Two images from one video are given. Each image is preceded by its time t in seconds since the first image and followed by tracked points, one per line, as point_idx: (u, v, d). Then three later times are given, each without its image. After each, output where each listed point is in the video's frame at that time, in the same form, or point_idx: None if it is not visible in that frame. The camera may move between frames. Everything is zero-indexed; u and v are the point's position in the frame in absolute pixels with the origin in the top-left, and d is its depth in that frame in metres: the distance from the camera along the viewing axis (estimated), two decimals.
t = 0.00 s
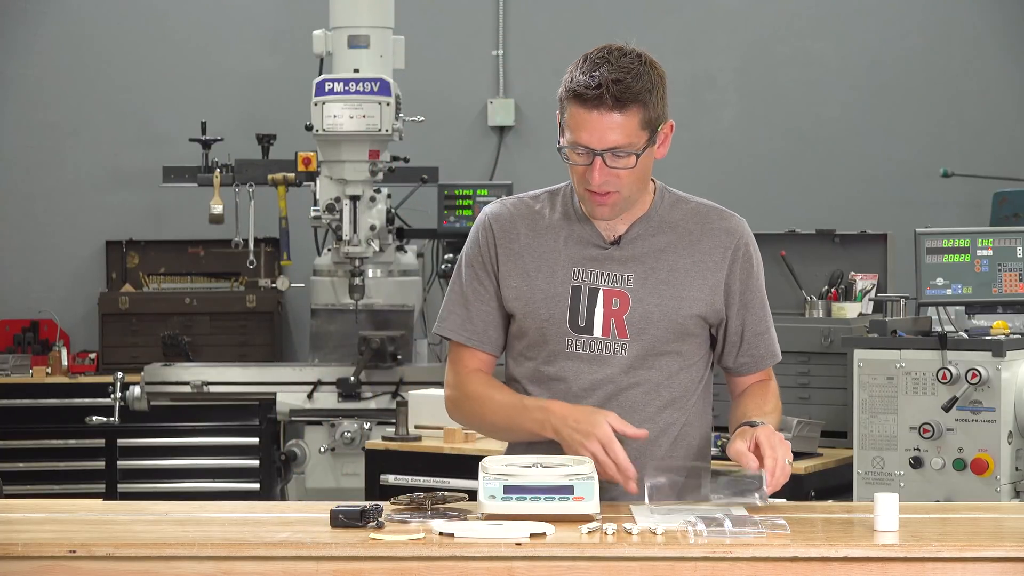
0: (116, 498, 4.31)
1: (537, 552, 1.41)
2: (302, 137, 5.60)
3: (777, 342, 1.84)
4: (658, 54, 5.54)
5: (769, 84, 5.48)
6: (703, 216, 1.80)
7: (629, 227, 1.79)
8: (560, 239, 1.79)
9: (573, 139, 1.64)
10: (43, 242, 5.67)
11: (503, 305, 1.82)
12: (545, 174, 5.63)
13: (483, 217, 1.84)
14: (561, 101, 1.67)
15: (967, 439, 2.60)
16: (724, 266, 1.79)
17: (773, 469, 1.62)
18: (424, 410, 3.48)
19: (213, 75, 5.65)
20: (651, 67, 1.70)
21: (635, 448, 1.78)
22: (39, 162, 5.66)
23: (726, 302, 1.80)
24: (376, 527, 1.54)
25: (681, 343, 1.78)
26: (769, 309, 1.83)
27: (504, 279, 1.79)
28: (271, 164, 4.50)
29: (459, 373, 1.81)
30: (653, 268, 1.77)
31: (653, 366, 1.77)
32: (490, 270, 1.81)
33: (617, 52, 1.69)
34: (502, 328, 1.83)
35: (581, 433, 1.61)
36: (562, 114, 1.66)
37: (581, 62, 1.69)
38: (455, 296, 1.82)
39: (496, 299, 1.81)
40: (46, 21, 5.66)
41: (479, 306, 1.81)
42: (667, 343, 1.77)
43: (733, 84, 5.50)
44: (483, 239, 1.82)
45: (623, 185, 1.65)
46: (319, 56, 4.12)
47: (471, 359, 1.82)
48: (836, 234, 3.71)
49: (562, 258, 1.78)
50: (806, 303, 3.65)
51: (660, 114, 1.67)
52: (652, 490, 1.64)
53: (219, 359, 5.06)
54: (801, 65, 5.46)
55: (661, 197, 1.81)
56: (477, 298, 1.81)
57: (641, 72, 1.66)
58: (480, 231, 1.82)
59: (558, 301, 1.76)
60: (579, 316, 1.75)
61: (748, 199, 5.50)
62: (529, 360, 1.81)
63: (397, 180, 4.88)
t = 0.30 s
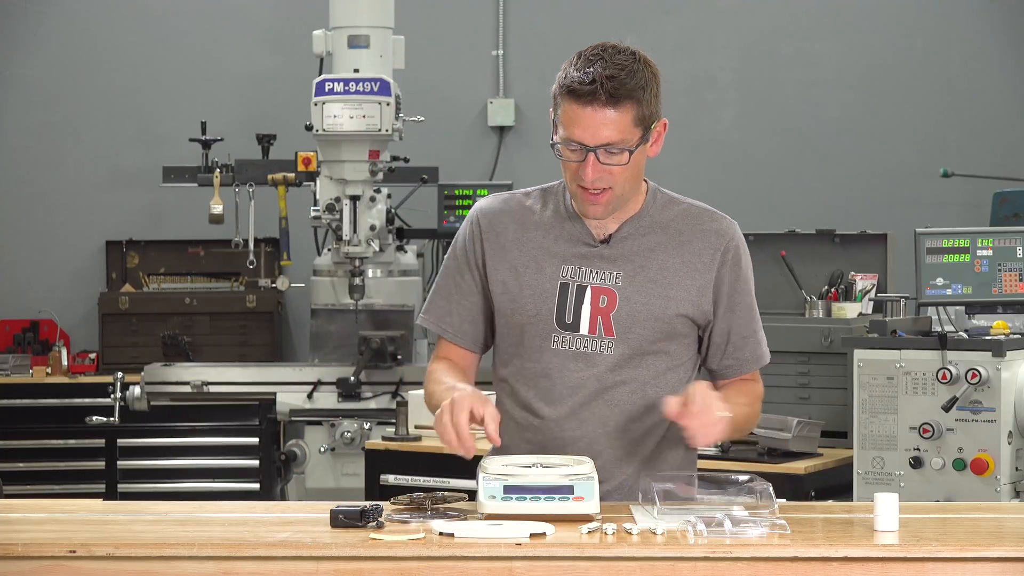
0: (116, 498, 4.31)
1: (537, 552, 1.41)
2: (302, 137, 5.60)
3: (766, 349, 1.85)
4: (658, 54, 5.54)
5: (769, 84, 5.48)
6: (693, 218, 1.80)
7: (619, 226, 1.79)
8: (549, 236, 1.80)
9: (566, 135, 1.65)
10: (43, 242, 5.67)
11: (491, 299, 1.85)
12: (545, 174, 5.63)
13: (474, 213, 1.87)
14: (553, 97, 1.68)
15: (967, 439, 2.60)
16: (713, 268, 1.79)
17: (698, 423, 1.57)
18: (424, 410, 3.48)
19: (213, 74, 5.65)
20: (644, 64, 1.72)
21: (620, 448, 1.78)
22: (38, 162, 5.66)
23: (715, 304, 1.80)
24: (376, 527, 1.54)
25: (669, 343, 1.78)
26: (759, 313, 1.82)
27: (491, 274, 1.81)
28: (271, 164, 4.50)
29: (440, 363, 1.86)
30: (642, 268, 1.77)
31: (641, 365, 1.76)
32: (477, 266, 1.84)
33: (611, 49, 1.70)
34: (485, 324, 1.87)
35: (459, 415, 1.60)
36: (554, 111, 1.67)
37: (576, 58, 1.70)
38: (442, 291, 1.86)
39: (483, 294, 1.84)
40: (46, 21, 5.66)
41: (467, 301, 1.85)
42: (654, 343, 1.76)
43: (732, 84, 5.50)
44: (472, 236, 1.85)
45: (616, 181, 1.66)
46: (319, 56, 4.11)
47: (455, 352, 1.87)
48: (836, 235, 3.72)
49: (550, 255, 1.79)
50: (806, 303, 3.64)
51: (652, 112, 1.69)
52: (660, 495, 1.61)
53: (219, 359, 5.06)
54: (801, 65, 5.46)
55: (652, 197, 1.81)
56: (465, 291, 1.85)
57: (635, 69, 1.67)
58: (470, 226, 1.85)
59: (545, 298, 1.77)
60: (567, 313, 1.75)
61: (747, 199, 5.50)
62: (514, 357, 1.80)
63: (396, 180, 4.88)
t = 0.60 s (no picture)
0: (116, 498, 4.31)
1: (537, 552, 1.41)
2: (302, 137, 5.60)
3: (734, 337, 1.83)
4: (658, 54, 5.55)
5: (768, 84, 5.48)
6: (655, 212, 1.81)
7: (584, 222, 1.80)
8: (514, 235, 1.81)
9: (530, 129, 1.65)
10: (43, 241, 5.67)
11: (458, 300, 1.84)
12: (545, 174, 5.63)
13: (437, 214, 1.87)
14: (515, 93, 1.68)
15: (967, 439, 2.60)
16: (677, 261, 1.80)
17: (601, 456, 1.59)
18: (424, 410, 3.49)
19: (213, 74, 5.65)
20: (604, 54, 1.71)
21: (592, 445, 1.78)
22: (37, 162, 5.66)
23: (681, 296, 1.80)
24: (376, 527, 1.54)
25: (637, 339, 1.78)
26: (726, 303, 1.83)
27: (457, 274, 1.81)
28: (271, 163, 4.51)
29: (417, 373, 1.85)
30: (607, 263, 1.78)
31: (609, 361, 1.77)
32: (443, 267, 1.84)
33: (569, 42, 1.69)
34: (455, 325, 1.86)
35: (464, 428, 1.60)
36: (517, 106, 1.67)
37: (535, 53, 1.70)
38: (412, 296, 1.85)
39: (450, 295, 1.84)
40: (46, 21, 5.66)
41: (435, 303, 1.84)
42: (622, 338, 1.77)
43: (732, 84, 5.50)
44: (437, 238, 1.85)
45: (583, 173, 1.67)
46: (319, 56, 4.11)
47: (431, 358, 1.86)
48: (836, 235, 3.72)
49: (515, 253, 1.80)
50: (806, 303, 3.63)
51: (615, 103, 1.69)
52: (659, 494, 1.61)
53: (219, 359, 5.06)
54: (801, 65, 5.46)
55: (615, 193, 1.82)
56: (433, 294, 1.84)
57: (594, 60, 1.66)
58: (434, 228, 1.85)
59: (511, 297, 1.78)
60: (533, 310, 1.76)
61: (747, 199, 5.50)
62: (483, 357, 1.81)
63: (396, 180, 4.88)
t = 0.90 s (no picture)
0: (116, 498, 4.31)
1: (537, 551, 1.41)
2: (303, 137, 5.60)
3: (711, 331, 1.84)
4: (658, 54, 5.55)
5: (768, 84, 5.48)
6: (627, 209, 1.80)
7: (558, 221, 1.77)
8: (488, 236, 1.77)
9: (505, 131, 1.63)
10: (43, 241, 5.67)
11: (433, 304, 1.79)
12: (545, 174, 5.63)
13: (407, 219, 1.82)
14: (488, 95, 1.66)
15: (967, 439, 2.60)
16: (652, 256, 1.78)
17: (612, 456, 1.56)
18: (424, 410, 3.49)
19: (213, 74, 5.65)
20: (572, 52, 1.70)
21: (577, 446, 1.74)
22: (37, 162, 5.66)
23: (658, 291, 1.79)
24: (376, 526, 1.54)
25: (618, 337, 1.75)
26: (699, 296, 1.83)
27: (431, 278, 1.76)
28: (272, 163, 4.51)
29: (392, 377, 1.79)
30: (584, 261, 1.75)
31: (590, 361, 1.73)
32: (416, 271, 1.79)
33: (537, 41, 1.68)
34: (430, 330, 1.81)
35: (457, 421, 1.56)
36: (490, 107, 1.65)
37: (503, 53, 1.68)
38: (384, 301, 1.79)
39: (425, 299, 1.79)
40: (47, 22, 5.66)
41: (410, 308, 1.79)
42: (603, 337, 1.73)
43: (732, 84, 5.51)
44: (409, 242, 1.80)
45: (560, 171, 1.65)
46: (319, 56, 4.11)
47: (406, 361, 1.80)
48: (836, 235, 3.72)
49: (491, 255, 1.76)
50: (806, 302, 3.62)
51: (587, 99, 1.68)
52: (659, 495, 1.61)
53: (219, 359, 5.06)
54: (801, 65, 5.46)
55: (586, 191, 1.80)
56: (407, 299, 1.78)
57: (565, 58, 1.65)
58: (405, 233, 1.80)
59: (489, 298, 1.74)
60: (512, 311, 1.72)
61: (747, 198, 5.50)
62: (461, 360, 1.76)
63: (396, 180, 4.88)
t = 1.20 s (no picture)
0: (116, 498, 4.30)
1: (537, 551, 1.41)
2: (303, 137, 5.60)
3: (707, 328, 1.84)
4: (658, 54, 5.55)
5: (768, 84, 5.48)
6: (622, 208, 1.80)
7: (554, 220, 1.77)
8: (484, 236, 1.76)
9: (507, 123, 1.63)
10: (43, 241, 5.67)
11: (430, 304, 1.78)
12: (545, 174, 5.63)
13: (401, 219, 1.80)
14: (488, 88, 1.66)
15: (967, 439, 2.60)
16: (648, 255, 1.79)
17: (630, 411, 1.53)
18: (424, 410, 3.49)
19: (213, 74, 5.65)
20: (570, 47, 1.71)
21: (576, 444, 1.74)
22: (37, 162, 5.66)
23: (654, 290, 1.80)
24: (376, 527, 1.54)
25: (616, 335, 1.75)
26: (695, 294, 1.84)
27: (429, 277, 1.75)
28: (272, 163, 4.51)
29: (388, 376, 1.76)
30: (581, 260, 1.75)
31: (589, 359, 1.73)
32: (414, 270, 1.77)
33: (536, 36, 1.68)
34: (428, 329, 1.79)
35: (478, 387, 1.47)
36: (492, 100, 1.65)
37: (502, 48, 1.68)
38: (382, 300, 1.77)
39: (423, 298, 1.77)
40: (47, 22, 5.66)
41: (407, 308, 1.76)
42: (602, 335, 1.74)
43: (732, 84, 5.51)
44: (404, 242, 1.78)
45: (562, 164, 1.65)
46: (319, 56, 4.11)
47: (401, 360, 1.77)
48: (836, 234, 3.72)
49: (488, 254, 1.75)
50: (806, 302, 3.61)
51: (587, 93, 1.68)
52: (659, 495, 1.61)
53: (219, 359, 5.06)
54: (801, 65, 5.46)
55: (581, 190, 1.80)
56: (405, 299, 1.76)
57: (566, 52, 1.66)
58: (400, 233, 1.78)
59: (488, 297, 1.73)
60: (512, 309, 1.72)
61: (747, 198, 5.50)
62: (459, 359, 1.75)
63: (396, 180, 4.88)
